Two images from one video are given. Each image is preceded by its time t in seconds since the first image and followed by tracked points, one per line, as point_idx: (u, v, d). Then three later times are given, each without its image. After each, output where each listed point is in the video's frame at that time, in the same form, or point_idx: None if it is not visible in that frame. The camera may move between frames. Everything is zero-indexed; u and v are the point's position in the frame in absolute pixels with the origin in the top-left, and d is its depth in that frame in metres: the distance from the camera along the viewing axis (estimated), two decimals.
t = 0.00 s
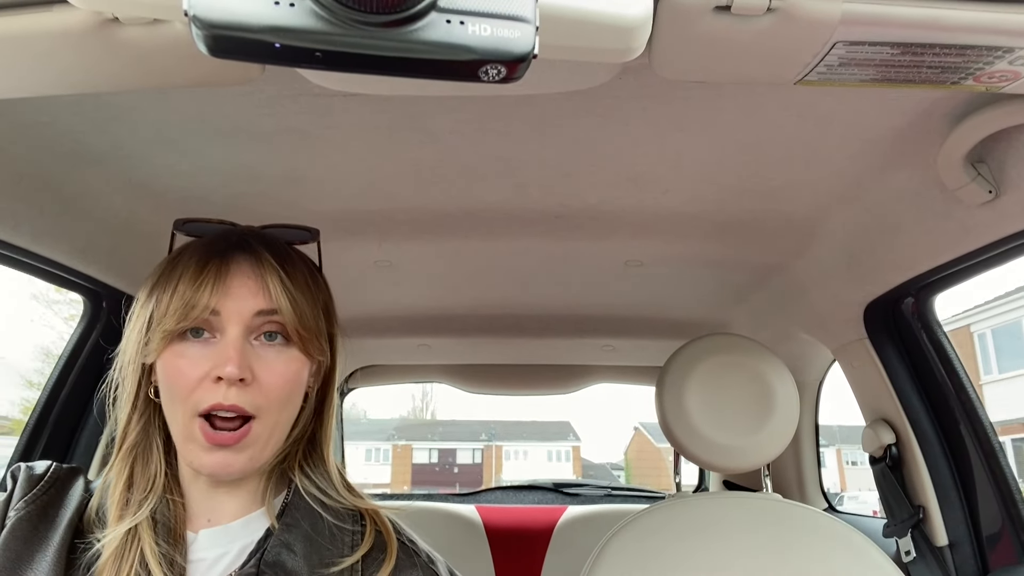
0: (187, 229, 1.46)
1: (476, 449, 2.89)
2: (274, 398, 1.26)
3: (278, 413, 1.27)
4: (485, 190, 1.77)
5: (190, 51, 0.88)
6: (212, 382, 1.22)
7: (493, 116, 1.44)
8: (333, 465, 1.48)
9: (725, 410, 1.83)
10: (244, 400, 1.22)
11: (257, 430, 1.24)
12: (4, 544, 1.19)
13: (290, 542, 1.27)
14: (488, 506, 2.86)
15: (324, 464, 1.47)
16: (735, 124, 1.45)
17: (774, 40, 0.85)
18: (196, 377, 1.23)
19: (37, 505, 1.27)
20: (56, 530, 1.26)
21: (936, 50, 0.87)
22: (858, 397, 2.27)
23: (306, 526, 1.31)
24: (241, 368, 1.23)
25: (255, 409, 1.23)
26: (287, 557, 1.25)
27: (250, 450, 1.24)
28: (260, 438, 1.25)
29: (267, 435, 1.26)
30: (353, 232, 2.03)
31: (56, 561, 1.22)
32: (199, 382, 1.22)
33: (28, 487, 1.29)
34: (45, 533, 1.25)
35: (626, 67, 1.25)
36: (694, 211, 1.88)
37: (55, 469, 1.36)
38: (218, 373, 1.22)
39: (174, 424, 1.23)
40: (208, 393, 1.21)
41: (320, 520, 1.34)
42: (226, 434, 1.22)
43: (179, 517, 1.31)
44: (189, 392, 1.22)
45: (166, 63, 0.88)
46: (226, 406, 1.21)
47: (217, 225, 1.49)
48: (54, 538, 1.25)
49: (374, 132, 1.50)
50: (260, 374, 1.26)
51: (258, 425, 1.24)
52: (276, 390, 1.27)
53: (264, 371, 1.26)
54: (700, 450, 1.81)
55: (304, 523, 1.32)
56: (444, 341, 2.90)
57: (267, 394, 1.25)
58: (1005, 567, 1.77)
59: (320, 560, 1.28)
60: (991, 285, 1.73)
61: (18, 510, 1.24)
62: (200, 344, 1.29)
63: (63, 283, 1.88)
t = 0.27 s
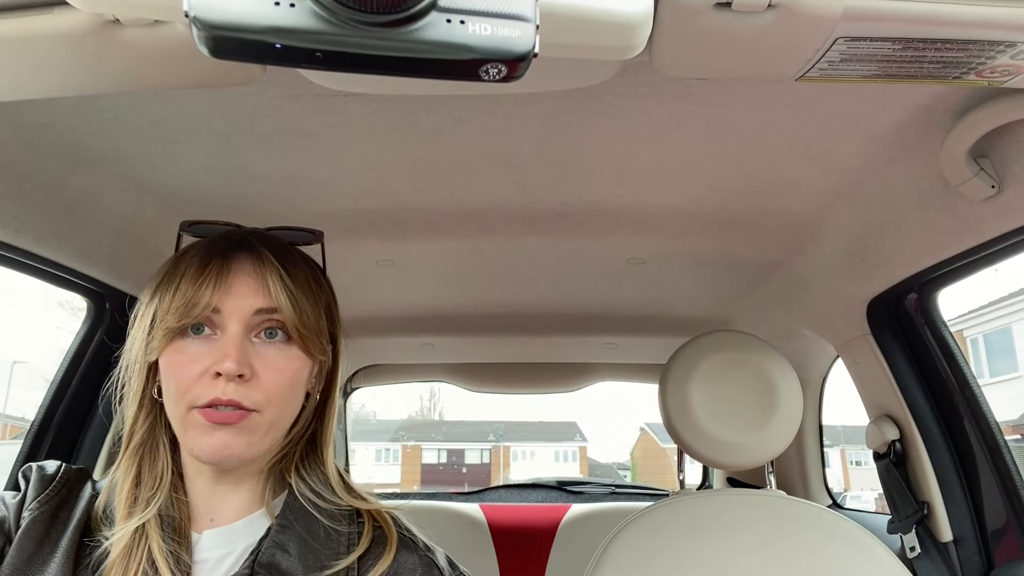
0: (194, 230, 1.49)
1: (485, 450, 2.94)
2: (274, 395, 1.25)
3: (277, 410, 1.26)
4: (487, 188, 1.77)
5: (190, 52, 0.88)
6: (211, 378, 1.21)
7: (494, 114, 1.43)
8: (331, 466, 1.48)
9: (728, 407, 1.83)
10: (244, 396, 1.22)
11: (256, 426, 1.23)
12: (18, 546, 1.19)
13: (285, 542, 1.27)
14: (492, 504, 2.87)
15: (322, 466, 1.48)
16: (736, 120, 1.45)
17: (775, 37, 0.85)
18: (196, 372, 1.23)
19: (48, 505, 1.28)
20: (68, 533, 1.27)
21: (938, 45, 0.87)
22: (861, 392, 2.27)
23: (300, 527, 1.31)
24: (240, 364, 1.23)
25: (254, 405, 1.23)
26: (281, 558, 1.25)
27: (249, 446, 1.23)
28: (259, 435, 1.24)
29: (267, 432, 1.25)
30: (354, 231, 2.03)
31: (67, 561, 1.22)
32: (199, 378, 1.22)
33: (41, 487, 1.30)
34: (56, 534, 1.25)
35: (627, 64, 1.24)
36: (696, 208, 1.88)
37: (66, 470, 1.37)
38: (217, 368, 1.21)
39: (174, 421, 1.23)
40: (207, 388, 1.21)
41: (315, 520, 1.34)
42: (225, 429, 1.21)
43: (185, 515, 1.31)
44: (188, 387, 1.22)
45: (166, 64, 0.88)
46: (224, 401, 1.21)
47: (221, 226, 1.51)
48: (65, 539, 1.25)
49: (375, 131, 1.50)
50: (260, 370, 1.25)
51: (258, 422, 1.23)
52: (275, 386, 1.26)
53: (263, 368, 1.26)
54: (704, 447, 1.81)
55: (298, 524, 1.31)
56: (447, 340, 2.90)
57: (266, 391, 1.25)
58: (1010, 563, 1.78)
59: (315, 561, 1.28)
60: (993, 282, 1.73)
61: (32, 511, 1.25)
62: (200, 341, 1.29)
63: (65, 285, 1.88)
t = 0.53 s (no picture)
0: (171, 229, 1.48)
1: (494, 450, 2.94)
2: (255, 380, 1.26)
3: (260, 395, 1.26)
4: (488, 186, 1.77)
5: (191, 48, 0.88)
6: (192, 366, 1.22)
7: (495, 112, 1.43)
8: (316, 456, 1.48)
9: (725, 406, 1.83)
10: (225, 383, 1.22)
11: (240, 413, 1.24)
12: (20, 541, 1.20)
13: (269, 538, 1.27)
14: (492, 501, 2.89)
15: (305, 456, 1.47)
16: (737, 120, 1.45)
17: (777, 35, 0.85)
18: (178, 362, 1.24)
19: (49, 500, 1.28)
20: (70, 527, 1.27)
21: (939, 46, 0.87)
22: (861, 392, 2.27)
23: (282, 521, 1.30)
24: (220, 351, 1.23)
25: (236, 391, 1.23)
26: (266, 554, 1.24)
27: (234, 433, 1.24)
28: (243, 420, 1.24)
29: (251, 418, 1.25)
30: (355, 228, 2.04)
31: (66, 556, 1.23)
32: (180, 368, 1.23)
33: (42, 482, 1.30)
34: (56, 529, 1.26)
35: (628, 63, 1.25)
36: (696, 207, 1.88)
37: (66, 465, 1.37)
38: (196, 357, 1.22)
39: (160, 413, 1.24)
40: (188, 377, 1.22)
41: (300, 514, 1.34)
42: (209, 417, 1.22)
43: (177, 510, 1.32)
44: (171, 378, 1.23)
45: (168, 60, 0.88)
46: (206, 388, 1.21)
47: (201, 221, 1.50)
48: (64, 533, 1.25)
49: (376, 128, 1.50)
50: (240, 357, 1.25)
51: (242, 408, 1.24)
52: (256, 372, 1.26)
53: (243, 354, 1.26)
54: (703, 446, 1.81)
55: (282, 519, 1.31)
56: (447, 337, 2.90)
57: (247, 376, 1.25)
58: (1008, 563, 1.79)
59: (299, 554, 1.28)
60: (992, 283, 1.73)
61: (35, 505, 1.25)
62: (181, 332, 1.30)
63: (66, 280, 1.88)
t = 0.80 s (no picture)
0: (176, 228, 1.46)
1: (503, 450, 2.97)
2: (255, 385, 1.25)
3: (260, 399, 1.26)
4: (484, 187, 1.77)
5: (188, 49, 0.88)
6: (193, 368, 1.21)
7: (492, 113, 1.43)
8: (311, 457, 1.47)
9: (722, 407, 1.83)
10: (225, 386, 1.21)
11: (239, 416, 1.23)
12: (23, 542, 1.20)
13: (265, 538, 1.27)
14: (487, 502, 2.88)
15: (302, 459, 1.46)
16: (733, 121, 1.45)
17: (773, 37, 0.85)
18: (178, 363, 1.23)
19: (51, 501, 1.28)
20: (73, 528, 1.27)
21: (935, 48, 0.87)
22: (856, 393, 2.27)
23: (279, 521, 1.30)
24: (221, 354, 1.23)
25: (236, 395, 1.22)
26: (262, 555, 1.24)
27: (232, 437, 1.23)
28: (242, 424, 1.24)
29: (250, 422, 1.25)
30: (351, 230, 2.03)
31: (68, 558, 1.23)
32: (181, 370, 1.22)
33: (44, 483, 1.30)
34: (58, 530, 1.26)
35: (624, 65, 1.25)
36: (693, 208, 1.88)
37: (66, 466, 1.37)
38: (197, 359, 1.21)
39: (159, 414, 1.23)
40: (189, 379, 1.21)
41: (293, 513, 1.33)
42: (207, 420, 1.21)
43: (178, 509, 1.31)
44: (171, 378, 1.22)
45: (165, 61, 0.88)
46: (206, 390, 1.21)
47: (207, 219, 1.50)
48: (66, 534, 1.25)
49: (372, 129, 1.50)
50: (241, 361, 1.25)
51: (241, 412, 1.23)
52: (256, 376, 1.25)
53: (245, 358, 1.26)
54: (700, 446, 1.82)
55: (279, 520, 1.31)
56: (443, 339, 2.91)
57: (248, 380, 1.24)
58: (1003, 564, 1.79)
59: (295, 556, 1.28)
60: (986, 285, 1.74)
61: (38, 506, 1.25)
62: (182, 333, 1.29)
63: (62, 281, 1.88)
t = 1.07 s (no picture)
0: (157, 229, 1.48)
1: (513, 450, 2.95)
2: (236, 383, 1.25)
3: (242, 397, 1.26)
4: (478, 189, 1.77)
5: (181, 51, 0.87)
6: (173, 367, 1.21)
7: (486, 115, 1.43)
8: (303, 459, 1.46)
9: (716, 407, 1.83)
10: (205, 385, 1.21)
11: (221, 415, 1.23)
12: (9, 552, 1.19)
13: (258, 541, 1.27)
14: (481, 505, 2.86)
15: (294, 461, 1.45)
16: (726, 123, 1.45)
17: (765, 38, 0.85)
18: (159, 363, 1.23)
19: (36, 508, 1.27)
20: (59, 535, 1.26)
21: (926, 50, 0.87)
22: (849, 394, 2.28)
23: (272, 523, 1.31)
24: (201, 353, 1.23)
25: (217, 394, 1.22)
26: (255, 557, 1.25)
27: (215, 436, 1.23)
28: (224, 423, 1.23)
29: (232, 420, 1.24)
30: (344, 231, 2.03)
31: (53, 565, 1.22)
32: (161, 370, 1.22)
33: (29, 490, 1.29)
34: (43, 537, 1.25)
35: (618, 67, 1.25)
36: (686, 210, 1.89)
37: (49, 471, 1.36)
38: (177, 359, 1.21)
39: (141, 415, 1.23)
40: (169, 378, 1.21)
41: (285, 515, 1.33)
42: (189, 420, 1.21)
43: (162, 512, 1.31)
44: (152, 379, 1.22)
45: (157, 62, 0.88)
46: (187, 390, 1.21)
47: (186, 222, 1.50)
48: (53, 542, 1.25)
49: (365, 130, 1.50)
50: (221, 359, 1.25)
51: (223, 411, 1.23)
52: (238, 374, 1.25)
53: (226, 356, 1.26)
54: (693, 447, 1.82)
55: (272, 522, 1.31)
56: (438, 340, 2.90)
57: (229, 379, 1.24)
58: (996, 564, 1.80)
59: (288, 558, 1.28)
60: (979, 286, 1.75)
61: (23, 514, 1.24)
62: (162, 333, 1.29)
63: (53, 283, 1.87)
